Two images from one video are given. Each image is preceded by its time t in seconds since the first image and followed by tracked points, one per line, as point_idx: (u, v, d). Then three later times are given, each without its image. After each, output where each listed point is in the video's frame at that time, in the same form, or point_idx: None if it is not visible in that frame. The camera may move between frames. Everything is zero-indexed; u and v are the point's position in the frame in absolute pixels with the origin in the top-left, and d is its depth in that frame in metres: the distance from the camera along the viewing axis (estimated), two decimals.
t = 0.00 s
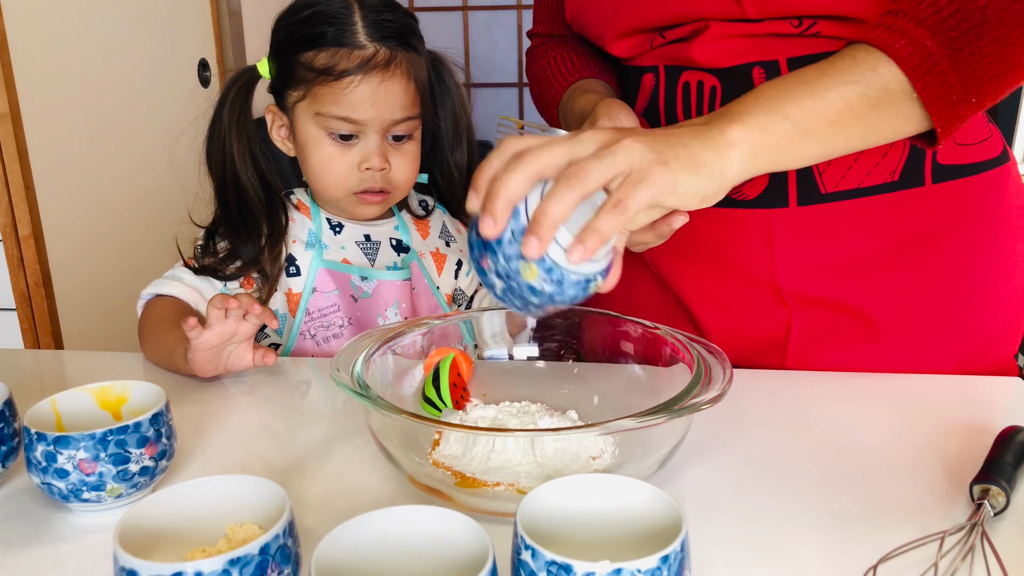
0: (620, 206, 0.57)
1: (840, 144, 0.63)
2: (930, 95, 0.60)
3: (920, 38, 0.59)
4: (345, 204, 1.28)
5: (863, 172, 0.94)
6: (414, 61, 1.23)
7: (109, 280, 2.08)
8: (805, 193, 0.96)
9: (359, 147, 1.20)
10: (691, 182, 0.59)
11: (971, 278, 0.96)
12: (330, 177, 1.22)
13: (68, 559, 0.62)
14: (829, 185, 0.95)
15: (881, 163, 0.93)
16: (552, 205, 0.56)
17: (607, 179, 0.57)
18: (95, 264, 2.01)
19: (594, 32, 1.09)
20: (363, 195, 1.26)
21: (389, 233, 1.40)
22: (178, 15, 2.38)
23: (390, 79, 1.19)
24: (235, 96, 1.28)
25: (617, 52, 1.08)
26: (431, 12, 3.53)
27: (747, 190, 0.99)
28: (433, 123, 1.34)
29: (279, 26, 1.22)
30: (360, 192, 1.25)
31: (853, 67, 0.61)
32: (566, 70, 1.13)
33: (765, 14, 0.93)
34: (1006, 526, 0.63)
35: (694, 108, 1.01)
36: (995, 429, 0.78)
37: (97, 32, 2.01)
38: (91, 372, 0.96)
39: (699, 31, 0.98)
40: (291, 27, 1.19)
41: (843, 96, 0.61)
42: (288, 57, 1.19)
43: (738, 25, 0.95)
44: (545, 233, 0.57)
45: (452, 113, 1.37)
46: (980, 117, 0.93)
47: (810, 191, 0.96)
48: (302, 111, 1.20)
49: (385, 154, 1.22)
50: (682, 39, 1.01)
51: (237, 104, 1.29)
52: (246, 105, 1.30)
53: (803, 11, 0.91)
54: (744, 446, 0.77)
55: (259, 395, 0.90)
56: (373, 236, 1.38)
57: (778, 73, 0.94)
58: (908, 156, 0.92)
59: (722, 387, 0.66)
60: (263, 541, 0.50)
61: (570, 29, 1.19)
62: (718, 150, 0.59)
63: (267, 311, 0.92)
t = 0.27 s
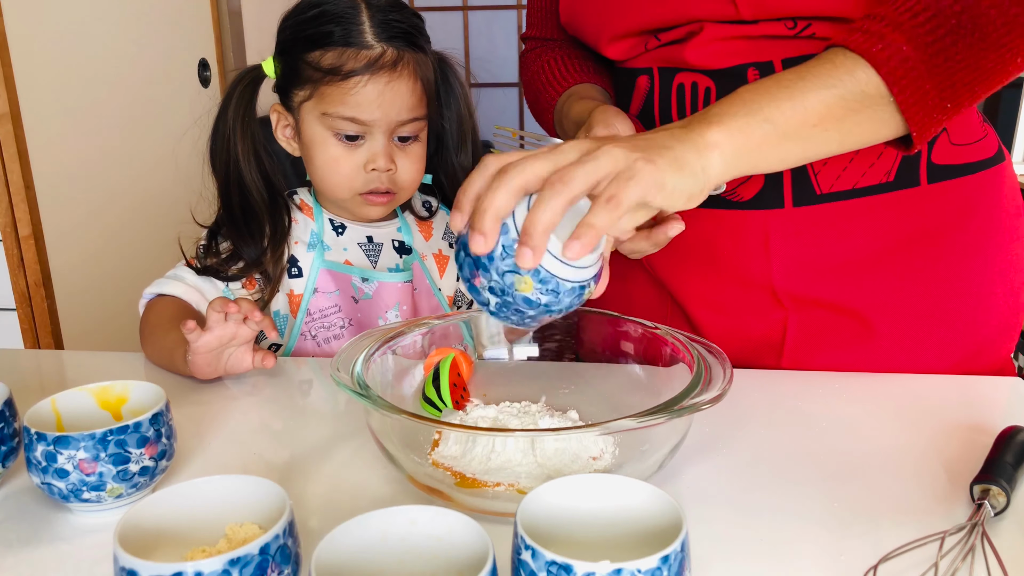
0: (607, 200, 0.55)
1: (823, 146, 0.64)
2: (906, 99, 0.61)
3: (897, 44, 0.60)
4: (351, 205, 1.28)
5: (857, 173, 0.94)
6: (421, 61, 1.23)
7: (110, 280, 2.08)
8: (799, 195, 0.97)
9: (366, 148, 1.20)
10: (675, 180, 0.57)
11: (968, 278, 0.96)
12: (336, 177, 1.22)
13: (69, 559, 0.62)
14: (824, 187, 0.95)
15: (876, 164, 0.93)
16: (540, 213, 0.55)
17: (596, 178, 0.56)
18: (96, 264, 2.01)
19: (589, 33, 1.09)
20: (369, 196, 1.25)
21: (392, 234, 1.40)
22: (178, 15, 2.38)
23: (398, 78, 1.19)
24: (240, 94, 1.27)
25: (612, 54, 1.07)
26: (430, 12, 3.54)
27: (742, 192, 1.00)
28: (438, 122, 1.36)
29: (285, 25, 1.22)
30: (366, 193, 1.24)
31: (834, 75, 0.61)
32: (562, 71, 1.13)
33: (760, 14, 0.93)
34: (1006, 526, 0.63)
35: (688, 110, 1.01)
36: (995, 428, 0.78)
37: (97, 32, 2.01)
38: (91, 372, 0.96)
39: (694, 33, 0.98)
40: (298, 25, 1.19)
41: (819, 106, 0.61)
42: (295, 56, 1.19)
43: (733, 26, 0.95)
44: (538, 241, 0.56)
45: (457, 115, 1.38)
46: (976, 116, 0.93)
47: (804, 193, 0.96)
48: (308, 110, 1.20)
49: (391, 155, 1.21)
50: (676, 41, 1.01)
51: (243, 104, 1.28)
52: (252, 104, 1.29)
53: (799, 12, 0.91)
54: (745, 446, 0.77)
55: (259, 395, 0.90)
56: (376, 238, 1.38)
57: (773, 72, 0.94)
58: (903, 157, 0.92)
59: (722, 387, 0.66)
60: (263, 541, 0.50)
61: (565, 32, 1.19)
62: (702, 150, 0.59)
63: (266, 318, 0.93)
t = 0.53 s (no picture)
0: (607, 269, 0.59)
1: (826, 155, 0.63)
2: (915, 104, 0.61)
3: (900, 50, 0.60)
4: (359, 208, 1.28)
5: (849, 176, 0.93)
6: (432, 62, 1.23)
7: (110, 280, 2.08)
8: (789, 198, 0.96)
9: (375, 149, 1.20)
10: (691, 208, 0.59)
11: (963, 279, 0.96)
12: (345, 179, 1.22)
13: (69, 559, 0.62)
14: (814, 190, 0.95)
15: (867, 167, 0.92)
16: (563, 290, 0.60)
17: (601, 240, 0.59)
18: (96, 265, 2.01)
19: (580, 33, 1.08)
20: (378, 200, 1.25)
21: (397, 239, 1.40)
22: (178, 15, 2.38)
23: (408, 80, 1.19)
24: (249, 95, 1.28)
25: (603, 52, 1.07)
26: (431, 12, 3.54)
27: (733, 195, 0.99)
28: (449, 126, 1.36)
29: (295, 24, 1.22)
30: (375, 196, 1.24)
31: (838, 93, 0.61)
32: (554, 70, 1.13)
33: (754, 14, 0.93)
34: (1006, 526, 0.63)
35: (678, 113, 1.02)
36: (995, 428, 0.78)
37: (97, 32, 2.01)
38: (92, 373, 0.96)
39: (686, 33, 0.97)
40: (309, 23, 1.19)
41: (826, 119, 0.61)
42: (305, 56, 1.19)
43: (725, 26, 0.95)
44: (576, 314, 0.61)
45: (468, 119, 1.38)
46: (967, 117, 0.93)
47: (794, 196, 0.96)
48: (317, 111, 1.20)
49: (401, 158, 1.21)
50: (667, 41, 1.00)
51: (253, 107, 1.29)
52: (260, 105, 1.30)
53: (793, 11, 0.90)
54: (745, 446, 0.77)
55: (258, 395, 0.90)
56: (381, 243, 1.38)
57: (766, 76, 0.95)
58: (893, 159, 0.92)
59: (722, 387, 0.66)
60: (263, 541, 0.50)
61: (556, 30, 1.18)
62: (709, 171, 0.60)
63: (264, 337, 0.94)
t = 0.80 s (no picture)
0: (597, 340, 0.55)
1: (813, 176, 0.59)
2: (919, 128, 0.57)
3: (897, 53, 0.56)
4: (372, 217, 1.27)
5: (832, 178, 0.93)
6: (446, 64, 1.23)
7: (111, 280, 2.08)
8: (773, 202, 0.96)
9: (389, 156, 1.19)
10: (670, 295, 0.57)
11: (952, 280, 0.95)
12: (357, 186, 1.21)
13: (70, 559, 0.62)
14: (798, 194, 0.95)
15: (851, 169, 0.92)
16: (552, 374, 0.56)
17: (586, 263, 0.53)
18: (96, 265, 2.01)
19: (569, 32, 1.08)
20: (391, 207, 1.25)
21: (406, 250, 1.39)
22: (178, 14, 2.38)
23: (421, 82, 1.18)
24: (260, 101, 1.29)
25: (589, 54, 1.07)
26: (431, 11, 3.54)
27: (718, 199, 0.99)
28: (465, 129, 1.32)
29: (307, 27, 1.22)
30: (388, 203, 1.24)
31: (829, 98, 0.56)
32: (539, 72, 1.13)
33: (731, 18, 0.92)
34: (1006, 526, 0.63)
35: (660, 119, 1.02)
36: (995, 429, 0.78)
37: (97, 32, 2.01)
38: (92, 373, 0.96)
39: (666, 36, 0.97)
40: (320, 25, 1.18)
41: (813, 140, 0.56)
42: (317, 59, 1.19)
43: (704, 30, 0.94)
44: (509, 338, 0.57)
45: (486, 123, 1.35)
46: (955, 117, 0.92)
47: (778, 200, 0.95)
48: (329, 116, 1.20)
49: (415, 164, 1.20)
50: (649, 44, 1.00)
51: (265, 113, 1.30)
52: (270, 111, 1.30)
53: (768, 14, 0.90)
54: (746, 446, 0.77)
55: (259, 396, 0.90)
56: (389, 253, 1.37)
57: (743, 81, 0.94)
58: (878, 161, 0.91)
59: (723, 388, 0.66)
60: (263, 541, 0.50)
61: (549, 32, 1.17)
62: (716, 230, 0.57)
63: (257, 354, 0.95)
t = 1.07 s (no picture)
0: (205, 380, 0.45)
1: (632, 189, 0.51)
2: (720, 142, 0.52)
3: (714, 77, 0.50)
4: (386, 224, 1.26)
5: (823, 179, 0.94)
6: (452, 62, 1.22)
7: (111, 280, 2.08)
8: (762, 204, 0.96)
9: (396, 160, 1.17)
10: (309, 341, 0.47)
11: (942, 279, 0.96)
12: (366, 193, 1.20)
13: (69, 559, 0.62)
14: (786, 196, 0.96)
15: (841, 169, 0.94)
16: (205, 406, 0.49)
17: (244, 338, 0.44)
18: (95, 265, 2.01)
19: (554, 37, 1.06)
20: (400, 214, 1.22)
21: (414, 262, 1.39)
22: (178, 14, 2.37)
23: (427, 82, 1.18)
24: (267, 111, 1.30)
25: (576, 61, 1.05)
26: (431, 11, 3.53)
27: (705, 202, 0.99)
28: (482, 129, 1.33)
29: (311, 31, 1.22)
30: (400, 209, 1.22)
31: (513, 141, 0.48)
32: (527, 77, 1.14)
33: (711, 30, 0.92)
34: (1007, 526, 0.63)
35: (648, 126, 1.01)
36: (996, 429, 0.78)
37: (97, 32, 2.01)
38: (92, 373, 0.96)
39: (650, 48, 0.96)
40: (323, 29, 1.18)
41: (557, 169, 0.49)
42: (321, 64, 1.19)
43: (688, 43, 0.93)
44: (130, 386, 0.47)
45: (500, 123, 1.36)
46: (943, 119, 0.94)
47: (767, 201, 0.96)
48: (334, 121, 1.20)
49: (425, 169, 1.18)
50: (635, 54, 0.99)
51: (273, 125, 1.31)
52: (279, 118, 1.31)
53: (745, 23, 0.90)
54: (746, 446, 0.77)
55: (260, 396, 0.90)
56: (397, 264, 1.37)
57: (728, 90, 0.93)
58: (866, 161, 0.93)
59: (723, 388, 0.66)
60: (263, 541, 0.50)
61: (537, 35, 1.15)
62: (348, 287, 0.47)
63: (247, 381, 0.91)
